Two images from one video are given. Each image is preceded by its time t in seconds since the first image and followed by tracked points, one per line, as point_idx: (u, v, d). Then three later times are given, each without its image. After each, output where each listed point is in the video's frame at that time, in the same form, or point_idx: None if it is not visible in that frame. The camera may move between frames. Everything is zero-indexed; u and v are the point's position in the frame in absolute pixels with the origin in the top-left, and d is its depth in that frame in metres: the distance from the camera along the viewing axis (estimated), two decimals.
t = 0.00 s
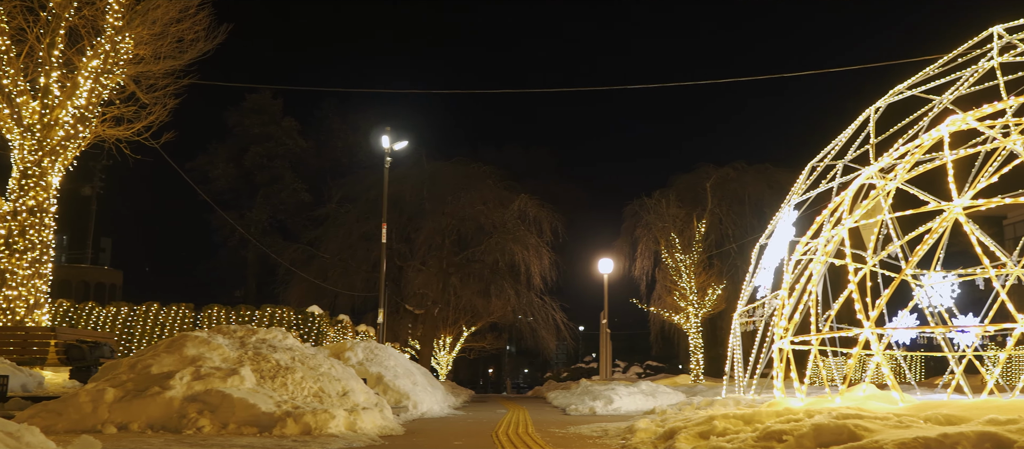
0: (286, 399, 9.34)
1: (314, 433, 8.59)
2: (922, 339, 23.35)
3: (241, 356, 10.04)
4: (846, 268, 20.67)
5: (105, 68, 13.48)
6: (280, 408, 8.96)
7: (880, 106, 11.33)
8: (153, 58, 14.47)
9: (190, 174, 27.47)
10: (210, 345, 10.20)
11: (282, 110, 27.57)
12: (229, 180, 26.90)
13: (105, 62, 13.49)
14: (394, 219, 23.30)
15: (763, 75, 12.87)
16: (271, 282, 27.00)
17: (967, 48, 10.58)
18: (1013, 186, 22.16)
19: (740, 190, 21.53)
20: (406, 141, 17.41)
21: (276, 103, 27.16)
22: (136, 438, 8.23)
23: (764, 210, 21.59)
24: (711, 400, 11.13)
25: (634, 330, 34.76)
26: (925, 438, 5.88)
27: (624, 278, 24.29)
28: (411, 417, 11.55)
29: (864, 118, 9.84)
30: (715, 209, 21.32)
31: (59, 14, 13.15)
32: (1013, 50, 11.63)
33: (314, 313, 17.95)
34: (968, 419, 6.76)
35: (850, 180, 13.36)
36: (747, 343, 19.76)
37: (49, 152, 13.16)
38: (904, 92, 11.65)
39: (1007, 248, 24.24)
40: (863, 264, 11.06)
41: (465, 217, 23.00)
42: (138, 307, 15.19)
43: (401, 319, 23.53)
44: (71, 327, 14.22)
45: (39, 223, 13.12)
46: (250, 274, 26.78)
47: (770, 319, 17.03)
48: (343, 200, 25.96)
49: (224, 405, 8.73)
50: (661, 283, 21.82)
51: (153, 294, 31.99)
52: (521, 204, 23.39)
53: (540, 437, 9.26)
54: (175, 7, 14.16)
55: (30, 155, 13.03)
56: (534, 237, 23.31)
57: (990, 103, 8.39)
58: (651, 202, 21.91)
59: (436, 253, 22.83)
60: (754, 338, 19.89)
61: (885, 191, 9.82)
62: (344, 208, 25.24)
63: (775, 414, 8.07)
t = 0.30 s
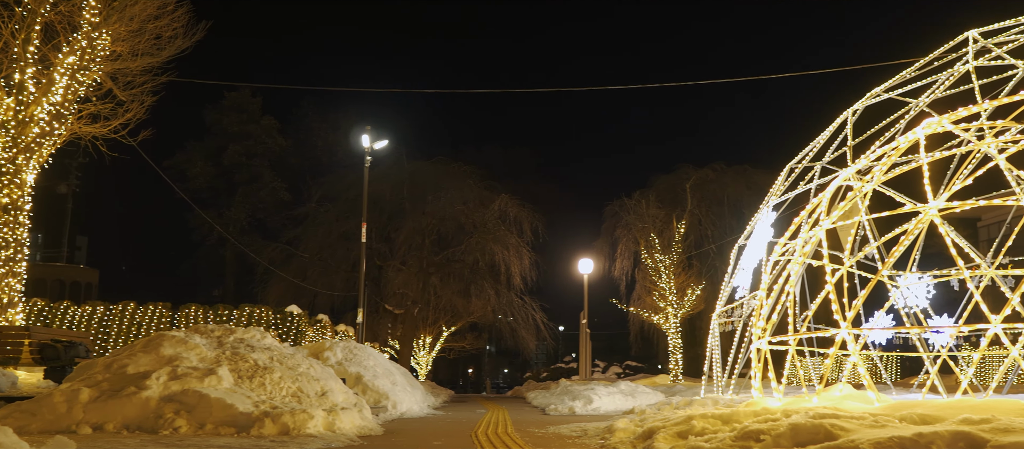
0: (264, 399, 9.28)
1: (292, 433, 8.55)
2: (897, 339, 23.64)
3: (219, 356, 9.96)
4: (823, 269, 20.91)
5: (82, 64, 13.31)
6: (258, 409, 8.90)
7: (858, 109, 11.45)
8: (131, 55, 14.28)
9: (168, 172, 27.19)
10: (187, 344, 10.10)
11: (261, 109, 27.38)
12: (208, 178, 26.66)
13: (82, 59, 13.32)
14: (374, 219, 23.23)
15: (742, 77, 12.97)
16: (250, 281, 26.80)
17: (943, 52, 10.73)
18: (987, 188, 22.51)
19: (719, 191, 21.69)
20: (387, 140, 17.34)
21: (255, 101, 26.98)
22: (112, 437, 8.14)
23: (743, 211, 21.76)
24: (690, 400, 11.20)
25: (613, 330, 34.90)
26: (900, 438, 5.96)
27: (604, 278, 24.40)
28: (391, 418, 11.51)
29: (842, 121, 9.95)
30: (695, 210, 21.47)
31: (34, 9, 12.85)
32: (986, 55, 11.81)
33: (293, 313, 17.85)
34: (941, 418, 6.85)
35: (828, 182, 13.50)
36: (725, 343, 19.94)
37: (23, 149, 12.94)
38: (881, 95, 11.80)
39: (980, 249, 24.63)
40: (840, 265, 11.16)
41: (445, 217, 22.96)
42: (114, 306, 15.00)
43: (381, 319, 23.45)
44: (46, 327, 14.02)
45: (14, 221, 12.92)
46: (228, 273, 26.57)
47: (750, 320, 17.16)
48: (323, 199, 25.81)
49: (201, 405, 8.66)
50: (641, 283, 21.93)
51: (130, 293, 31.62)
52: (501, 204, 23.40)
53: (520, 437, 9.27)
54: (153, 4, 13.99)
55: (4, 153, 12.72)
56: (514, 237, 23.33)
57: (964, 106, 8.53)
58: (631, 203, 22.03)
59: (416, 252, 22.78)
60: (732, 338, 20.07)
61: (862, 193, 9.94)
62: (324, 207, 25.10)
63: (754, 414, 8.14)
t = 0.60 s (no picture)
0: (242, 399, 9.21)
1: (271, 433, 8.50)
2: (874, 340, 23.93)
3: (196, 355, 9.87)
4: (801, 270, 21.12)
5: (58, 60, 12.55)
6: (236, 409, 8.84)
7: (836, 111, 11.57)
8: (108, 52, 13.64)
9: (145, 170, 26.90)
10: (164, 344, 10.00)
11: (241, 107, 27.17)
12: (186, 177, 26.41)
13: (58, 55, 12.58)
14: (354, 218, 23.13)
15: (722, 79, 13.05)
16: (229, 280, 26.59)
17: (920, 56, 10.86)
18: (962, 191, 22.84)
19: (699, 191, 21.82)
20: (367, 139, 17.26)
21: (234, 99, 26.77)
22: (87, 437, 8.05)
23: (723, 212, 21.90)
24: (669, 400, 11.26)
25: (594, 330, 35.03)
26: (876, 437, 6.04)
27: (584, 278, 24.48)
28: (371, 418, 11.47)
29: (820, 123, 10.05)
30: (675, 210, 21.59)
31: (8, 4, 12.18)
32: (963, 59, 11.97)
33: (272, 312, 17.73)
34: (917, 417, 6.94)
35: (806, 183, 13.61)
36: (705, 344, 20.11)
37: None
38: (859, 97, 11.93)
39: (956, 251, 25.01)
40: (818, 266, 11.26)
41: (426, 216, 22.92)
42: (91, 305, 14.81)
43: (360, 318, 23.33)
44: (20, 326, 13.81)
45: None
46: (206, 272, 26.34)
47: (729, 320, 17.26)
48: (303, 198, 25.67)
49: (178, 405, 8.58)
50: (621, 283, 22.06)
51: (106, 292, 31.25)
52: (482, 204, 23.39)
53: (500, 436, 9.28)
54: None
55: None
56: (495, 237, 23.34)
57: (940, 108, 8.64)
58: (612, 203, 22.13)
59: (397, 252, 22.72)
60: (711, 339, 20.24)
61: (840, 194, 10.04)
62: (304, 206, 24.97)
63: (732, 414, 8.20)
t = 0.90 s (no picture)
0: (220, 399, 9.14)
1: (249, 434, 8.45)
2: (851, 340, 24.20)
3: (174, 355, 9.79)
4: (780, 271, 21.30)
5: (34, 56, 12.14)
6: (214, 409, 8.77)
7: (815, 113, 11.67)
8: (85, 48, 13.25)
9: (123, 168, 26.61)
10: (141, 344, 9.88)
11: (220, 105, 26.94)
12: (164, 175, 26.16)
13: (34, 50, 12.14)
14: (334, 218, 23.00)
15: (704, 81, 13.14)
16: (208, 279, 26.38)
17: (897, 58, 11.00)
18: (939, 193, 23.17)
19: (680, 193, 21.91)
20: (348, 139, 17.16)
21: (214, 96, 26.54)
22: (62, 438, 7.95)
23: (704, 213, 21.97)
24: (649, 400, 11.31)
25: (575, 330, 35.11)
26: (853, 437, 6.11)
27: (565, 279, 24.54)
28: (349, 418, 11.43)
29: (799, 125, 10.15)
30: (655, 211, 21.73)
31: None
32: (940, 62, 12.15)
33: (251, 312, 17.61)
34: (893, 417, 7.03)
35: (785, 184, 13.74)
36: (684, 344, 20.23)
37: None
38: (838, 100, 12.06)
39: (932, 252, 25.32)
40: (796, 267, 11.35)
41: (407, 216, 22.87)
42: (67, 304, 14.63)
43: (341, 318, 23.21)
44: None
45: None
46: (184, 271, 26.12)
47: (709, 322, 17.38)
48: (282, 197, 25.52)
49: (156, 405, 8.50)
50: (602, 284, 22.13)
51: (82, 292, 30.85)
52: (463, 204, 23.38)
53: (480, 437, 9.28)
54: None
55: None
56: (476, 237, 23.35)
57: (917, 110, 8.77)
58: (592, 204, 22.22)
59: (377, 251, 22.64)
60: (690, 339, 20.38)
61: (818, 196, 10.16)
62: (284, 205, 24.82)
63: (711, 414, 8.26)
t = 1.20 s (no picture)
0: (198, 400, 9.07)
1: (227, 434, 8.39)
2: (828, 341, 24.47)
3: (151, 355, 9.69)
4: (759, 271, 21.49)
5: (10, 52, 11.70)
6: (192, 409, 8.70)
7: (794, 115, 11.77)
8: (61, 45, 12.93)
9: (100, 166, 26.29)
10: (118, 343, 9.77)
11: (199, 103, 26.69)
12: (142, 173, 25.88)
13: (9, 47, 11.73)
14: (314, 216, 22.86)
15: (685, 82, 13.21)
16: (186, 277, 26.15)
17: (875, 61, 11.13)
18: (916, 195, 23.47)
19: (660, 193, 22.00)
20: (328, 138, 17.06)
21: (193, 94, 26.29)
22: (35, 438, 7.86)
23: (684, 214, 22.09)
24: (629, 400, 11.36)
25: (555, 330, 35.18)
26: (831, 436, 6.18)
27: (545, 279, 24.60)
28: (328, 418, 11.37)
29: (778, 127, 10.24)
30: (636, 211, 21.84)
31: None
32: (916, 65, 12.33)
33: (230, 311, 17.48)
34: (870, 417, 7.11)
35: (764, 185, 13.86)
36: (664, 344, 20.37)
37: None
38: (817, 102, 12.18)
39: (909, 253, 25.65)
40: (775, 268, 11.42)
41: (388, 216, 22.80)
42: (41, 304, 14.11)
43: (320, 318, 23.07)
44: None
45: None
46: (162, 269, 25.88)
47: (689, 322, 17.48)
48: (262, 196, 25.34)
49: (133, 405, 8.42)
50: (583, 284, 22.22)
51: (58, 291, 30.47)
52: (444, 204, 23.34)
53: (460, 437, 9.27)
54: None
55: None
56: (457, 237, 23.34)
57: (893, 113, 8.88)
58: (573, 204, 22.31)
59: (358, 251, 22.56)
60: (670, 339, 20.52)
61: (797, 197, 10.25)
62: (263, 204, 24.65)
63: (690, 414, 8.30)
